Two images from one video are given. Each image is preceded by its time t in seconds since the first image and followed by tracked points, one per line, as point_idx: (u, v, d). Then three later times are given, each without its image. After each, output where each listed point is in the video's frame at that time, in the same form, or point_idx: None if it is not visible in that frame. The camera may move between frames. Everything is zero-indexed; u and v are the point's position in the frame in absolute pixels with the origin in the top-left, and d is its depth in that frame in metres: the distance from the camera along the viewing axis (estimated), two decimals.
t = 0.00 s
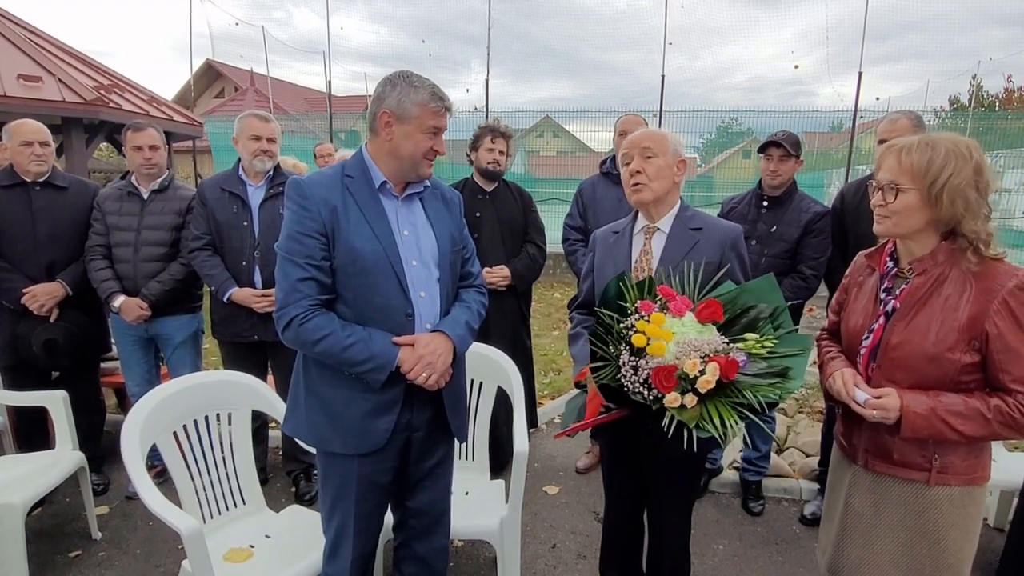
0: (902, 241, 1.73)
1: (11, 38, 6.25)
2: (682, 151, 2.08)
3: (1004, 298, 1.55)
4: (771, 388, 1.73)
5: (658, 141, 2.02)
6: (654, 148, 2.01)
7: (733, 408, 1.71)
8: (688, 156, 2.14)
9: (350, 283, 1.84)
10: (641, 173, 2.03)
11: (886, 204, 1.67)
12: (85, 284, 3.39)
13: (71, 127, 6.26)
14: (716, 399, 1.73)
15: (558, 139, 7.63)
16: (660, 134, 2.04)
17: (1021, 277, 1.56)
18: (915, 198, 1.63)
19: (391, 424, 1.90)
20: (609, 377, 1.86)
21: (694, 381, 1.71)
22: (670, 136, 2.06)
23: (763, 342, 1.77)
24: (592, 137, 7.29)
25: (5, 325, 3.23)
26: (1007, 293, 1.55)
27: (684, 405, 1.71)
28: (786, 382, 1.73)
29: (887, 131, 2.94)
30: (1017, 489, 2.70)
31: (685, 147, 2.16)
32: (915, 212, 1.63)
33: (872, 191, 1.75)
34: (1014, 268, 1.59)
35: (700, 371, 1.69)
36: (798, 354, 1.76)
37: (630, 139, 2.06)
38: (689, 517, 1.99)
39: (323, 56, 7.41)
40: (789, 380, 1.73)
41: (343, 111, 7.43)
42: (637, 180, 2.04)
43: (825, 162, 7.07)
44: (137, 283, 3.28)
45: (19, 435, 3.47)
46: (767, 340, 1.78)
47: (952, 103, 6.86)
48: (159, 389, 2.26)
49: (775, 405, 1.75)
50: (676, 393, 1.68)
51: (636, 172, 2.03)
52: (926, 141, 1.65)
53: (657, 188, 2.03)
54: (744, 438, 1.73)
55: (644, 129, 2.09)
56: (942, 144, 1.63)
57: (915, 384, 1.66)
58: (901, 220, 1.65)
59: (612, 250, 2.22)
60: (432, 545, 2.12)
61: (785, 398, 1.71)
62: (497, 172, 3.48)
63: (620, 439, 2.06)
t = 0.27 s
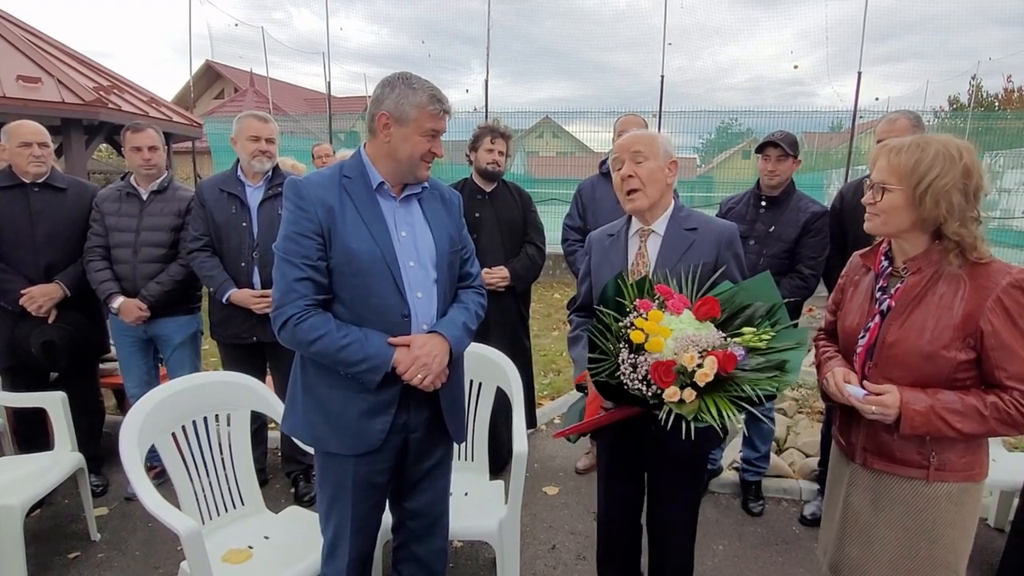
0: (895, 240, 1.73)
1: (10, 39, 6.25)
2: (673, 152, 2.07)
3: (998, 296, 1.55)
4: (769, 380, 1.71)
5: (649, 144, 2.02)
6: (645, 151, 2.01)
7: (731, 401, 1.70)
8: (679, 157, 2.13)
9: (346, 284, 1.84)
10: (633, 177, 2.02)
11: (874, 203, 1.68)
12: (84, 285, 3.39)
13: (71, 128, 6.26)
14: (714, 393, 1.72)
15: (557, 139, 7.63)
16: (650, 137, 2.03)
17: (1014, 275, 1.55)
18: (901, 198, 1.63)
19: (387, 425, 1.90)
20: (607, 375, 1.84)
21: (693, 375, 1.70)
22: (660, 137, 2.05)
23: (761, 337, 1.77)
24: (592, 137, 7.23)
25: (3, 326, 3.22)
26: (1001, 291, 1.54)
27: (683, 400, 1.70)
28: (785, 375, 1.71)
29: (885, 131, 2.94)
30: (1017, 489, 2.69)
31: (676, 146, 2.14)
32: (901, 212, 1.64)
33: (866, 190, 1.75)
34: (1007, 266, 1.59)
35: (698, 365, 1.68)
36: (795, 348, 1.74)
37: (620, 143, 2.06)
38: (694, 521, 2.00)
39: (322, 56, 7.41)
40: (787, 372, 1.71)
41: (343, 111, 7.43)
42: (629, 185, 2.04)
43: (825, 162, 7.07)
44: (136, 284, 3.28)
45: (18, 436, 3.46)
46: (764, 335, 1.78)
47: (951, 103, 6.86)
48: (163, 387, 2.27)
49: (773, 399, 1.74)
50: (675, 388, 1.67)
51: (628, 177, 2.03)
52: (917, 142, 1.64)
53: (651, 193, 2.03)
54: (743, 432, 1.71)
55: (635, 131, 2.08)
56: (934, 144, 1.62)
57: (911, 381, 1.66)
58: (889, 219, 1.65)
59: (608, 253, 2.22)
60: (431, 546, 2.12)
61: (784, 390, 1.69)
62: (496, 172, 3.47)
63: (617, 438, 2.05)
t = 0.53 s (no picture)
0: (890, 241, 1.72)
1: (8, 40, 6.24)
2: (666, 154, 2.06)
3: (994, 296, 1.54)
4: (766, 389, 1.73)
5: (642, 148, 2.01)
6: (638, 155, 2.00)
7: (728, 410, 1.71)
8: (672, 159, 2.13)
9: (341, 282, 1.84)
10: (627, 181, 2.01)
11: (865, 205, 1.69)
12: (82, 286, 3.38)
13: (69, 129, 6.25)
14: (712, 401, 1.72)
15: (557, 140, 7.63)
16: (642, 141, 2.03)
17: (1010, 275, 1.55)
18: (891, 199, 1.63)
19: (382, 424, 1.89)
20: (605, 382, 1.84)
21: (691, 384, 1.70)
22: (652, 140, 2.05)
23: (758, 346, 1.76)
24: (591, 138, 7.25)
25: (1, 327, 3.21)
26: (996, 291, 1.54)
27: (681, 408, 1.69)
28: (781, 383, 1.74)
29: (883, 131, 2.94)
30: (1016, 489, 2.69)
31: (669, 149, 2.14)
32: (890, 213, 1.63)
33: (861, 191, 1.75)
34: (1002, 265, 1.59)
35: (696, 374, 1.68)
36: (792, 355, 1.77)
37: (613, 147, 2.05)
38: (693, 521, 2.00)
39: (321, 57, 7.40)
40: (783, 380, 1.74)
41: (342, 112, 7.43)
42: (623, 190, 2.02)
43: (824, 162, 7.07)
44: (134, 285, 3.28)
45: (15, 437, 3.45)
46: (762, 344, 1.77)
47: (950, 103, 6.86)
48: (163, 388, 2.27)
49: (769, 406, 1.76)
50: (673, 396, 1.66)
51: (622, 181, 2.01)
52: (908, 144, 1.64)
53: (644, 196, 2.01)
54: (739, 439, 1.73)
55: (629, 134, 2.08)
56: (925, 146, 1.62)
57: (909, 382, 1.66)
58: (878, 220, 1.65)
59: (604, 257, 2.21)
60: (429, 547, 2.11)
61: (779, 399, 1.71)
62: (494, 173, 3.47)
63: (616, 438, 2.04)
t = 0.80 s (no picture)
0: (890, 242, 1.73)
1: (7, 40, 6.24)
2: (673, 161, 2.07)
3: (990, 299, 1.54)
4: (764, 390, 1.72)
5: (649, 149, 2.02)
6: (645, 156, 2.01)
7: (725, 410, 1.71)
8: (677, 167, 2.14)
9: (337, 282, 1.84)
10: (632, 181, 2.02)
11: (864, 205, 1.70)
12: (81, 287, 3.38)
13: (68, 129, 6.25)
14: (709, 401, 1.72)
15: (556, 140, 7.63)
16: (650, 142, 2.04)
17: (1007, 278, 1.55)
18: (890, 199, 1.64)
19: (378, 425, 1.89)
20: (602, 382, 1.85)
21: (688, 385, 1.69)
22: (661, 144, 2.06)
23: (756, 347, 1.76)
24: (590, 138, 7.24)
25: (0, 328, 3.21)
26: (993, 294, 1.54)
27: (678, 408, 1.69)
28: (779, 385, 1.73)
29: (881, 132, 2.93)
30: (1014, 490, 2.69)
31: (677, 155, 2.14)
32: (889, 213, 1.64)
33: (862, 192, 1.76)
34: (1000, 268, 1.58)
35: (693, 375, 1.68)
36: (790, 358, 1.77)
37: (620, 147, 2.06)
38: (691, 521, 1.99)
39: (320, 58, 7.39)
40: (781, 382, 1.73)
41: (341, 112, 7.43)
42: (627, 189, 2.03)
43: (822, 163, 7.08)
44: (132, 286, 3.27)
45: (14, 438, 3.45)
46: (760, 345, 1.77)
47: (948, 104, 6.86)
48: (162, 388, 2.27)
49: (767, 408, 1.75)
50: (670, 396, 1.66)
51: (627, 181, 2.02)
52: (909, 144, 1.64)
53: (647, 196, 2.02)
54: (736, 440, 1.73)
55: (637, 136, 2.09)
56: (926, 147, 1.62)
57: (905, 384, 1.66)
58: (877, 221, 1.66)
59: (603, 259, 2.20)
60: (427, 549, 2.11)
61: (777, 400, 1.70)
62: (493, 174, 3.47)
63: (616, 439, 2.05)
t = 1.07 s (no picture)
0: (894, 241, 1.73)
1: (5, 39, 6.23)
2: (690, 161, 2.09)
3: (992, 301, 1.55)
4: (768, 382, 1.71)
5: (670, 143, 2.04)
6: (665, 148, 2.02)
7: (729, 400, 1.69)
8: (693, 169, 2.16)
9: (335, 281, 1.84)
10: (649, 169, 2.02)
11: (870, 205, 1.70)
12: (80, 286, 3.37)
13: (66, 128, 6.25)
14: (713, 391, 1.71)
15: (555, 141, 7.64)
16: (672, 138, 2.06)
17: (1010, 279, 1.55)
18: (895, 199, 1.64)
19: (377, 424, 1.89)
20: (603, 368, 1.83)
21: (691, 373, 1.69)
22: (681, 142, 2.08)
23: (760, 339, 1.77)
24: (590, 138, 7.25)
25: None
26: (996, 296, 1.54)
27: (681, 396, 1.67)
28: (783, 377, 1.71)
29: (879, 133, 2.94)
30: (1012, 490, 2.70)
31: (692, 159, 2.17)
32: (894, 212, 1.64)
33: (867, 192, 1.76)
34: (1003, 269, 1.59)
35: (698, 363, 1.67)
36: (795, 352, 1.74)
37: (641, 137, 2.08)
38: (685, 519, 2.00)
39: (319, 58, 7.39)
40: (785, 375, 1.71)
41: (339, 112, 7.43)
42: (643, 177, 2.03)
43: (821, 164, 7.09)
44: (130, 286, 3.27)
45: (12, 438, 3.44)
46: (764, 337, 1.78)
47: (947, 105, 6.87)
48: (159, 387, 2.27)
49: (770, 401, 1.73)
50: (673, 384, 1.65)
51: (645, 168, 2.02)
52: (913, 143, 1.65)
53: (661, 186, 2.02)
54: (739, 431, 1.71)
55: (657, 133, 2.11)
56: (930, 146, 1.62)
57: (905, 384, 1.66)
58: (882, 220, 1.66)
59: (607, 250, 2.20)
60: (426, 549, 2.11)
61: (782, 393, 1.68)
62: (492, 173, 3.47)
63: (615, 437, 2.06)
